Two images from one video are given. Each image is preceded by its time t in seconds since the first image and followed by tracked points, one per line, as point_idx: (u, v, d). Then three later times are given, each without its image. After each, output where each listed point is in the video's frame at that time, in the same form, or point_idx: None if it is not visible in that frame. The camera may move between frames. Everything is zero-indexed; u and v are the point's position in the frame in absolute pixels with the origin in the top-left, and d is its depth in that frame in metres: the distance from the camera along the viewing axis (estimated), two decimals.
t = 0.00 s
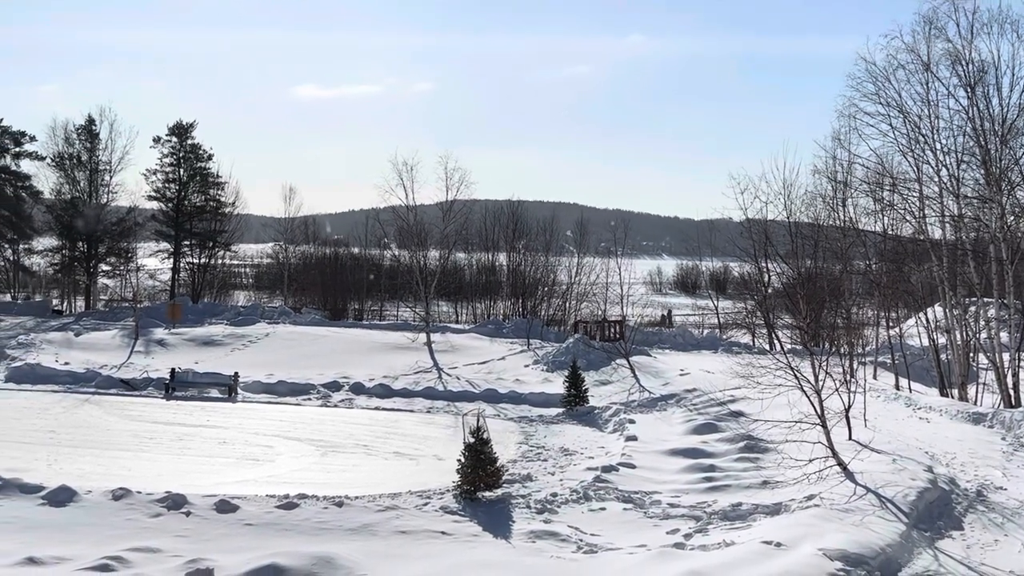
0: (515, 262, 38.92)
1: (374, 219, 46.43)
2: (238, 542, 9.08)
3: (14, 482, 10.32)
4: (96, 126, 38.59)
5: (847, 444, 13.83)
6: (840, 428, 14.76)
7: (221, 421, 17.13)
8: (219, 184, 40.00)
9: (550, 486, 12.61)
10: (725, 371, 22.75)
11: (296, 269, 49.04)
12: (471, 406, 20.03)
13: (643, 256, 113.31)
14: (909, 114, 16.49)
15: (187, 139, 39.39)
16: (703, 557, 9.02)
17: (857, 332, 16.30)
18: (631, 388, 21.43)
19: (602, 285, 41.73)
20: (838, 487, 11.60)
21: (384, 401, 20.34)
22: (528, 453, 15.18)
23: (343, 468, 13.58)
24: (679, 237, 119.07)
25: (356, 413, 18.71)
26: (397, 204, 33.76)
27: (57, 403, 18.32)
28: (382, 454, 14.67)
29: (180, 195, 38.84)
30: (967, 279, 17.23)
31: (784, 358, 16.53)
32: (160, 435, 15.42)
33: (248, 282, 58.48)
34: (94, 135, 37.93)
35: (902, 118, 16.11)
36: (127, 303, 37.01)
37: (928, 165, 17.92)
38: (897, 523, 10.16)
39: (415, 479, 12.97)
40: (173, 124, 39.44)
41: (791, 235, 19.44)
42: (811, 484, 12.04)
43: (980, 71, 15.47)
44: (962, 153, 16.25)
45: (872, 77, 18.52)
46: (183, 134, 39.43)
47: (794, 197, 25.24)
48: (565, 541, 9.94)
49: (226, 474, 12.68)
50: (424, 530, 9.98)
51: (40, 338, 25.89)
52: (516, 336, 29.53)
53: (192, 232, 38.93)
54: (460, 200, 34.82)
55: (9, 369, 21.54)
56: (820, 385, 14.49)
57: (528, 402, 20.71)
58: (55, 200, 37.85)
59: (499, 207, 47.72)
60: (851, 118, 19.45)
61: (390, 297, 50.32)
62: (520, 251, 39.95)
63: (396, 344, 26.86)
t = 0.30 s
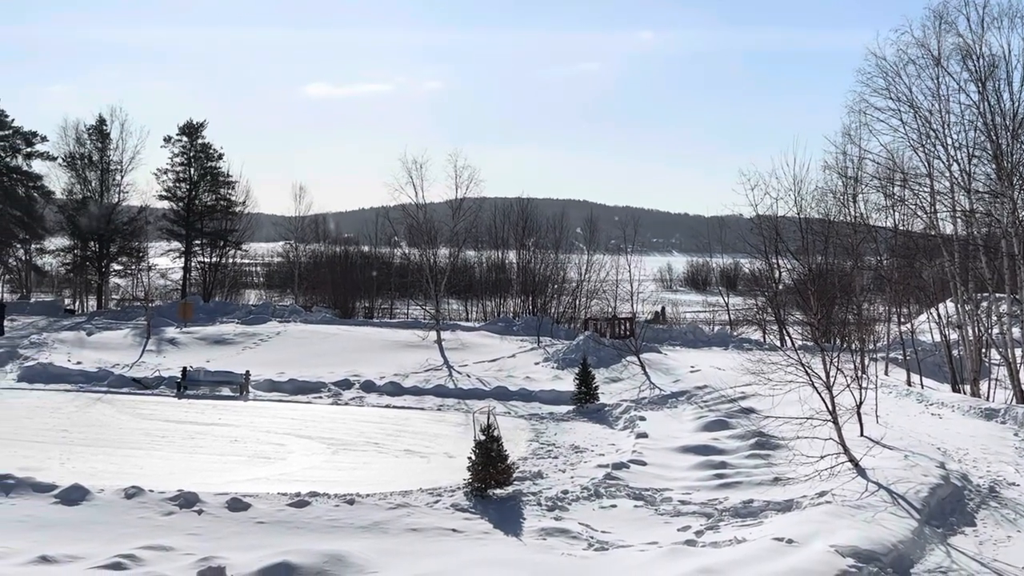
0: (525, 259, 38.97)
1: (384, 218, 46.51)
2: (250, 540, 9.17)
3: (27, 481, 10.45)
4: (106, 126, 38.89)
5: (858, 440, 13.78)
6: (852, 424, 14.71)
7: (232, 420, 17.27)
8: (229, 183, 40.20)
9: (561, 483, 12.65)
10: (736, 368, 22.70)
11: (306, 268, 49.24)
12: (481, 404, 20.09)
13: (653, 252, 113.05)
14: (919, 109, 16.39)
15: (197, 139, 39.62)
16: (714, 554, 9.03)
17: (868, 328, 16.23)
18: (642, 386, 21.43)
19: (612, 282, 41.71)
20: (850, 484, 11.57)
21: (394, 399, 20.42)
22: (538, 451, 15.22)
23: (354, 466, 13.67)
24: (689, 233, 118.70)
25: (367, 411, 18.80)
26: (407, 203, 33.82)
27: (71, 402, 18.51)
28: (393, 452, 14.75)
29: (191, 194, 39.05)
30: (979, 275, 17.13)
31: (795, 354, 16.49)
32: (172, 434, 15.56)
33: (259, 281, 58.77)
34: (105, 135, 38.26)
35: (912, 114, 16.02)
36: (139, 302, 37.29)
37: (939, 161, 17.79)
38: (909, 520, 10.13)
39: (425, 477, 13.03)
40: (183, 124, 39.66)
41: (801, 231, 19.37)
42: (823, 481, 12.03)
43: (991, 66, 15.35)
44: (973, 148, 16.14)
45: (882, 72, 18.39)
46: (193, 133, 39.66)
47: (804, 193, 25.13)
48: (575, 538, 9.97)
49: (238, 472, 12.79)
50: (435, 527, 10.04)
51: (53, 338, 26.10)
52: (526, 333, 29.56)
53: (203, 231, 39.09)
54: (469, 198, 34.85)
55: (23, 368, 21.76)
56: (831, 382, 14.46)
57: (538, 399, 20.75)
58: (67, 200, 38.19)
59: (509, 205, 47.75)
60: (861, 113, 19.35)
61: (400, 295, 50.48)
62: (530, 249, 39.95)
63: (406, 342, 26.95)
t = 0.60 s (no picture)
0: (536, 258, 38.98)
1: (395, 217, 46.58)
2: (262, 539, 9.26)
3: (41, 481, 10.59)
4: (118, 127, 39.23)
5: (871, 438, 13.74)
6: (864, 423, 14.66)
7: (244, 419, 17.40)
8: (240, 183, 40.44)
9: (572, 482, 12.68)
10: (748, 366, 22.65)
11: (318, 268, 49.47)
12: (493, 403, 20.15)
13: (664, 251, 112.80)
14: (931, 105, 16.27)
15: (208, 139, 39.89)
16: (725, 553, 9.05)
17: (880, 325, 16.14)
18: (653, 384, 21.42)
19: (624, 280, 41.67)
20: (862, 482, 11.54)
21: (406, 398, 20.52)
22: (550, 449, 15.26)
23: (366, 465, 13.77)
24: (700, 231, 118.37)
25: (378, 410, 18.90)
26: (418, 202, 33.91)
27: (84, 402, 18.71)
28: (405, 451, 14.83)
29: (202, 194, 39.31)
30: (991, 272, 17.01)
31: (807, 352, 16.42)
32: (185, 434, 15.70)
33: (270, 281, 59.09)
34: (116, 136, 38.62)
35: (924, 110, 15.92)
36: (151, 303, 37.56)
37: (951, 158, 17.67)
38: (921, 518, 10.10)
39: (436, 476, 13.10)
40: (194, 124, 39.97)
41: (812, 228, 19.28)
42: (835, 480, 12.01)
43: (1002, 62, 15.24)
44: (985, 145, 16.02)
45: (892, 68, 18.25)
46: (204, 134, 39.93)
47: (816, 190, 25.02)
48: (587, 537, 10.01)
49: (250, 471, 12.91)
50: (446, 527, 10.10)
51: (66, 338, 26.32)
52: (537, 332, 29.60)
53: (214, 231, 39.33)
54: (480, 198, 34.90)
55: (36, 369, 22.00)
56: (843, 380, 14.41)
57: (549, 398, 20.78)
58: (79, 201, 38.54)
59: (520, 204, 47.76)
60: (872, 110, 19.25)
61: (411, 294, 50.63)
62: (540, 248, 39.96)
63: (418, 342, 27.04)
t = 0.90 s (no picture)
0: (549, 258, 39.03)
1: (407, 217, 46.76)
2: (277, 539, 9.38)
3: (56, 481, 10.75)
4: (132, 129, 39.68)
5: (886, 437, 13.69)
6: (879, 422, 14.60)
7: (259, 420, 17.58)
8: (254, 184, 40.76)
9: (586, 482, 12.73)
10: (762, 365, 22.58)
11: (331, 268, 49.75)
12: (506, 403, 20.22)
13: (677, 250, 112.54)
14: (946, 103, 16.17)
15: (222, 140, 40.25)
16: (739, 553, 9.06)
17: (895, 324, 16.06)
18: (668, 384, 21.40)
19: (637, 280, 41.64)
20: (877, 481, 11.52)
21: (419, 398, 20.64)
22: (563, 449, 15.32)
23: (380, 465, 13.89)
24: (714, 231, 117.93)
25: (392, 410, 19.04)
26: (430, 202, 34.06)
27: (99, 403, 18.96)
28: (419, 451, 14.94)
29: (216, 196, 39.67)
30: (1007, 271, 16.88)
31: (821, 352, 16.37)
32: (200, 434, 15.90)
33: (284, 281, 59.50)
34: (130, 137, 39.09)
35: (939, 108, 15.83)
36: (167, 304, 37.89)
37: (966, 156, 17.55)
38: (937, 518, 10.08)
39: (450, 476, 13.21)
40: (209, 126, 40.37)
41: (827, 227, 19.20)
42: (850, 479, 11.98)
43: (1018, 59, 15.12)
44: (1000, 143, 15.91)
45: (907, 67, 18.16)
46: (218, 135, 40.31)
47: (829, 189, 24.90)
48: (601, 536, 10.06)
49: (265, 471, 13.06)
50: (461, 527, 10.19)
51: (82, 339, 26.61)
52: (550, 332, 29.65)
53: (228, 232, 39.71)
54: (493, 198, 34.99)
55: (52, 369, 22.27)
56: (858, 380, 14.35)
57: (563, 398, 20.84)
58: (94, 202, 38.98)
59: (533, 203, 47.83)
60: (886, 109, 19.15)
61: (424, 295, 50.81)
62: (553, 247, 40.02)
63: (431, 342, 27.17)
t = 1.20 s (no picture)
0: (564, 259, 39.08)
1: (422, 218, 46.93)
2: (294, 540, 9.52)
3: (74, 482, 10.94)
4: (149, 132, 40.17)
5: (903, 438, 13.63)
6: (896, 423, 14.53)
7: (275, 421, 17.77)
8: (270, 187, 41.17)
9: (602, 484, 12.78)
10: (778, 366, 22.49)
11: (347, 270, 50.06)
12: (521, 404, 20.30)
13: (693, 251, 112.21)
14: (963, 103, 16.06)
15: (238, 143, 40.65)
16: (755, 555, 9.08)
17: (912, 325, 15.96)
18: (683, 385, 21.37)
19: (652, 281, 41.60)
20: (894, 483, 11.48)
21: (434, 399, 20.77)
22: (579, 450, 15.37)
23: (396, 466, 14.03)
24: (729, 231, 117.48)
25: (408, 411, 19.17)
26: (445, 204, 34.23)
27: (117, 404, 19.24)
28: (434, 452, 15.05)
29: (232, 198, 40.08)
30: None
31: (838, 352, 16.30)
32: (216, 435, 16.11)
33: (300, 283, 59.94)
34: (147, 140, 39.57)
35: (955, 108, 15.73)
36: (184, 306, 38.29)
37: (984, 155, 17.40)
38: (955, 519, 10.04)
39: (465, 477, 13.30)
40: (225, 129, 40.79)
41: (843, 227, 19.10)
42: (867, 481, 11.95)
43: None
44: (1018, 142, 15.78)
45: (923, 66, 18.06)
46: (234, 137, 40.72)
47: (846, 189, 24.75)
48: (617, 538, 10.11)
49: (281, 473, 13.22)
50: (476, 528, 10.28)
51: (99, 341, 26.94)
52: (565, 333, 29.71)
53: (244, 234, 40.15)
54: (507, 199, 35.09)
55: (70, 371, 22.60)
56: (875, 381, 14.29)
57: (577, 399, 20.89)
58: (111, 205, 39.49)
59: (548, 205, 47.91)
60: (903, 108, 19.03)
61: (440, 296, 51.02)
62: (568, 248, 40.04)
63: (446, 343, 27.30)
